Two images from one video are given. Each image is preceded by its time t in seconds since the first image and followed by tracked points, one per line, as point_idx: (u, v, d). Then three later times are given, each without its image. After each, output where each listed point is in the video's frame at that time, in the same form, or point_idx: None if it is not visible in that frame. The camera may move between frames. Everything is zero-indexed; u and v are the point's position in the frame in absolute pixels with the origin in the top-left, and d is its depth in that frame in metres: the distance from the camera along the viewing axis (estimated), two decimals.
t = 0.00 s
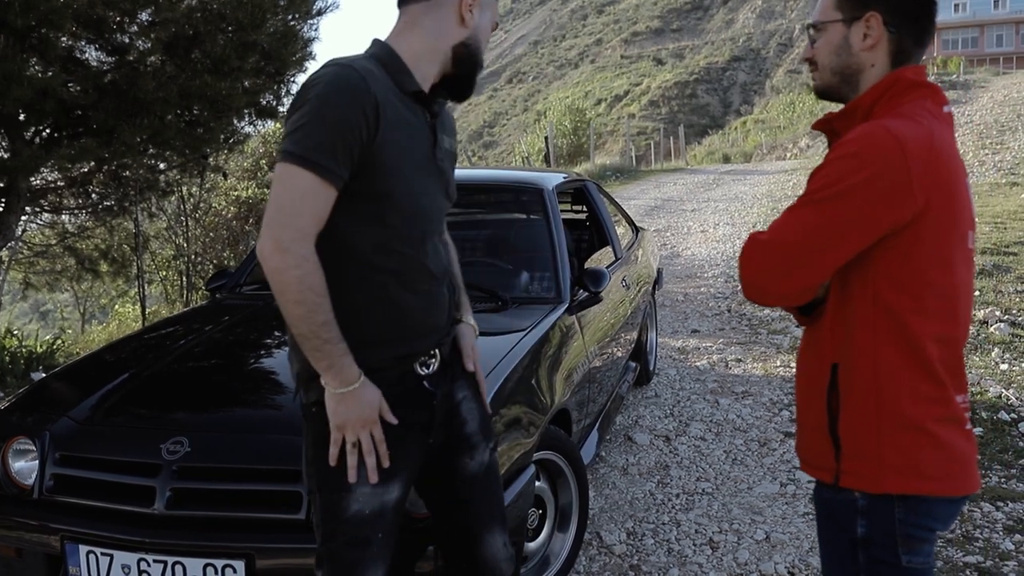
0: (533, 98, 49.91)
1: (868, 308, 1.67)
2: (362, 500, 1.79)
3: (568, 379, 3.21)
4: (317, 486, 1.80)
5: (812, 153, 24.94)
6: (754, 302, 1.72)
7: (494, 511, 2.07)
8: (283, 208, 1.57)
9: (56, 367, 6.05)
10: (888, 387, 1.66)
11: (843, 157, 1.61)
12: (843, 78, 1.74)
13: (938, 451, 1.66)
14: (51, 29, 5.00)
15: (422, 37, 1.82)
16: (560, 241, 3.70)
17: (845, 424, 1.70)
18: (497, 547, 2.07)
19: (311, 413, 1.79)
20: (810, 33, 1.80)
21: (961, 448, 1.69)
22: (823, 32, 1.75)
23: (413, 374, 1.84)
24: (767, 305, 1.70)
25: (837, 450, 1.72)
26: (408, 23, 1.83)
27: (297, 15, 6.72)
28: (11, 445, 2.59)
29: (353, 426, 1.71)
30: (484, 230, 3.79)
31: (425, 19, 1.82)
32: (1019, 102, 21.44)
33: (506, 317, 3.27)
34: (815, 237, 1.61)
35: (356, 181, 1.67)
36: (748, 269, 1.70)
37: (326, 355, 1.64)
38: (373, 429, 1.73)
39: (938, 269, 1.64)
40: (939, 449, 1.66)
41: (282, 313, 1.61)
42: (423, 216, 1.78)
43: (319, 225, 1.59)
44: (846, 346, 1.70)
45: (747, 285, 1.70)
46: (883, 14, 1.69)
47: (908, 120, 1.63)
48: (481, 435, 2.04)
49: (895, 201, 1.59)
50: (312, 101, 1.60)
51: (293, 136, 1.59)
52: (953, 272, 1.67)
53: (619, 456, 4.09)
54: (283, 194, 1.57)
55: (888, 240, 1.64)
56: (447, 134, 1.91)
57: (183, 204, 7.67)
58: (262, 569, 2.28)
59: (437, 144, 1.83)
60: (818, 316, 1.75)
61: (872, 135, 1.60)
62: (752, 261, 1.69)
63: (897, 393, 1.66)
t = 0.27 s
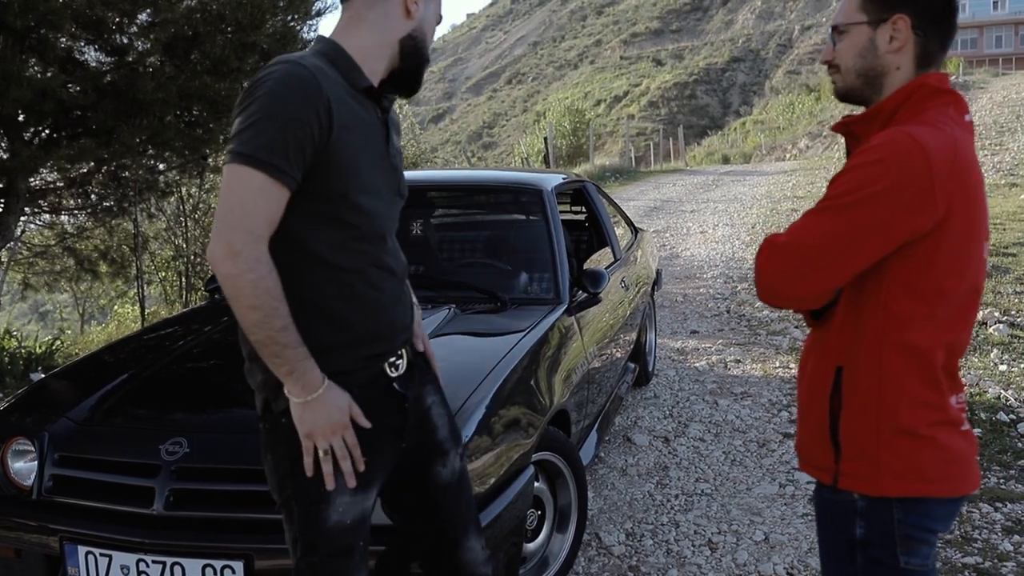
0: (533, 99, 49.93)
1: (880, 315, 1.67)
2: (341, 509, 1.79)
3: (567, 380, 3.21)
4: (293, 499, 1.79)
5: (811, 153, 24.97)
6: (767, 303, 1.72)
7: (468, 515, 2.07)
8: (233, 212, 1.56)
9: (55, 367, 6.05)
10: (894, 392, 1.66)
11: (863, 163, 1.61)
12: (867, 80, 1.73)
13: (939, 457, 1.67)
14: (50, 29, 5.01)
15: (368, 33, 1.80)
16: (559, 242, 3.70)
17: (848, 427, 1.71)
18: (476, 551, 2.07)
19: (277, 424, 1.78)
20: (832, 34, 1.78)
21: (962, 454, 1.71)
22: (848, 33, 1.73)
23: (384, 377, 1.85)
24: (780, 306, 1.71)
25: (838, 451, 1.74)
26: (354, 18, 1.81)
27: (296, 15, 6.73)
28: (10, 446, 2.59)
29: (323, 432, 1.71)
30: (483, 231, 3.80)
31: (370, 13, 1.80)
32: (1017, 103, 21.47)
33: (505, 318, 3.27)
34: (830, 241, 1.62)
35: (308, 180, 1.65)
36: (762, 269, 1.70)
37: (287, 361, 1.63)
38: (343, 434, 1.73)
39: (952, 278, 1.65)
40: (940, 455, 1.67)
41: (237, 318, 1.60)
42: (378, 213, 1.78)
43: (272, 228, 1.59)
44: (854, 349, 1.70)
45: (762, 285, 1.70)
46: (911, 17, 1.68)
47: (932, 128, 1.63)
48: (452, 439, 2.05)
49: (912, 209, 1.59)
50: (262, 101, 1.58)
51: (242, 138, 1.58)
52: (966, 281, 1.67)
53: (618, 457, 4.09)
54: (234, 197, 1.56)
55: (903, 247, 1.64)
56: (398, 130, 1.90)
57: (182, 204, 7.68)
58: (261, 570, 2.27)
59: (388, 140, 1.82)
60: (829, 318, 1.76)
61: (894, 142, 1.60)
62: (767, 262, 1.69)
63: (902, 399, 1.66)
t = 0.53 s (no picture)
0: (533, 99, 49.93)
1: (905, 311, 1.69)
2: (324, 513, 1.80)
3: (569, 380, 3.21)
4: (274, 505, 1.79)
5: (810, 154, 24.98)
6: (795, 295, 1.75)
7: (445, 510, 2.07)
8: (206, 219, 1.53)
9: (56, 367, 6.05)
10: (915, 387, 1.69)
11: (894, 162, 1.64)
12: (906, 81, 1.76)
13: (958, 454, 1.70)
14: (51, 29, 5.01)
15: (331, 29, 1.77)
16: (561, 242, 3.70)
17: (869, 420, 1.74)
18: (455, 544, 2.08)
19: (254, 431, 1.76)
20: (870, 35, 1.81)
21: (980, 452, 1.73)
22: (889, 35, 1.75)
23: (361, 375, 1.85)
24: (806, 298, 1.74)
25: (858, 443, 1.76)
26: (316, 14, 1.78)
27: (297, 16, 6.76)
28: (13, 446, 2.59)
29: (301, 444, 1.69)
30: (485, 231, 3.80)
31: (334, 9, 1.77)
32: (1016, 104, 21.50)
33: (507, 318, 3.28)
34: (858, 237, 1.64)
35: (280, 183, 1.64)
36: (791, 262, 1.73)
37: (263, 372, 1.61)
38: (322, 444, 1.72)
39: (979, 278, 1.67)
40: (960, 452, 1.70)
41: (211, 328, 1.57)
42: (349, 212, 1.77)
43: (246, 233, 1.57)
44: (876, 344, 1.73)
45: (791, 277, 1.73)
46: (953, 20, 1.71)
47: (964, 129, 1.65)
48: (426, 436, 2.04)
49: (941, 209, 1.62)
50: (234, 105, 1.56)
51: (213, 142, 1.55)
52: (992, 281, 1.69)
53: (619, 457, 4.09)
54: (208, 205, 1.54)
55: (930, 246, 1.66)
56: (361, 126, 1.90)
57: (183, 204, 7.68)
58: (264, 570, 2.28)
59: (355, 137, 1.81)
60: (855, 312, 1.79)
61: (926, 142, 1.63)
62: (795, 256, 1.73)
63: (925, 395, 1.69)
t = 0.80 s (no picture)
0: (535, 99, 49.93)
1: (932, 300, 1.72)
2: (311, 512, 1.81)
3: (574, 380, 3.22)
4: (261, 504, 1.79)
5: (813, 154, 24.95)
6: (823, 287, 1.78)
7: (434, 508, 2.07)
8: (180, 223, 1.53)
9: (60, 368, 6.06)
10: (943, 373, 1.73)
11: (919, 155, 1.67)
12: (935, 78, 1.79)
13: (984, 436, 1.74)
14: (56, 30, 5.02)
15: (303, 24, 1.76)
16: (566, 242, 3.70)
17: (897, 406, 1.77)
18: (443, 541, 2.07)
19: (239, 429, 1.77)
20: (898, 32, 1.84)
21: (1006, 434, 1.78)
22: (919, 33, 1.79)
23: (349, 377, 1.86)
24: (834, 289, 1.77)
25: (886, 427, 1.80)
26: (290, 8, 1.77)
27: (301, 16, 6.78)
28: (20, 447, 2.60)
29: (282, 440, 1.68)
30: (489, 231, 3.80)
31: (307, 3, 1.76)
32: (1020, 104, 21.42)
33: (512, 318, 3.28)
34: (887, 229, 1.67)
35: (255, 185, 1.63)
36: (820, 255, 1.76)
37: (244, 369, 1.61)
38: (305, 439, 1.71)
39: (1003, 266, 1.71)
40: (986, 434, 1.74)
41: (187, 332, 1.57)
42: (329, 210, 1.77)
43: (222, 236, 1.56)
44: (904, 333, 1.76)
45: (819, 270, 1.76)
46: (983, 19, 1.75)
47: (985, 123, 1.69)
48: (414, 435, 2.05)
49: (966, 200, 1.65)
50: (205, 108, 1.55)
51: (184, 148, 1.54)
52: (1016, 269, 1.73)
53: (624, 457, 4.09)
54: (180, 209, 1.53)
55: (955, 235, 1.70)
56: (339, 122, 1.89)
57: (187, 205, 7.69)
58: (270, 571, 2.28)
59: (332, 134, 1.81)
60: (881, 301, 1.82)
61: (948, 136, 1.66)
62: (824, 249, 1.75)
63: (952, 380, 1.73)
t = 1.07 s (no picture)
0: (535, 97, 49.90)
1: (956, 290, 1.75)
2: (287, 513, 1.78)
3: (575, 379, 3.21)
4: (240, 504, 1.78)
5: (814, 152, 24.92)
6: (848, 284, 1.83)
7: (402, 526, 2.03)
8: (124, 225, 1.54)
9: (61, 366, 6.06)
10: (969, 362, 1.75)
11: (934, 150, 1.70)
12: (938, 76, 1.83)
13: (1013, 424, 1.75)
14: (56, 28, 5.02)
15: (267, 22, 1.77)
16: (567, 240, 3.70)
17: (924, 398, 1.79)
18: (403, 559, 2.02)
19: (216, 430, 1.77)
20: (900, 33, 1.88)
21: None
22: (921, 33, 1.83)
23: (327, 382, 1.86)
24: (859, 286, 1.81)
25: (915, 420, 1.81)
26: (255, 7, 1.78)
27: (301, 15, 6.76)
28: (21, 445, 2.59)
29: (239, 444, 1.68)
30: (490, 229, 3.81)
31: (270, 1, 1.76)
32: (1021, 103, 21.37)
33: (513, 316, 3.28)
34: (907, 223, 1.71)
35: (211, 186, 1.64)
36: (844, 255, 1.81)
37: (193, 371, 1.61)
38: (266, 443, 1.70)
39: None
40: (1014, 422, 1.76)
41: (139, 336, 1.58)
42: (298, 206, 1.76)
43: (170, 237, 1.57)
44: (929, 324, 1.79)
45: (845, 269, 1.81)
46: (982, 18, 1.79)
47: (995, 115, 1.72)
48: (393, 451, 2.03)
49: (985, 190, 1.68)
50: (149, 113, 1.57)
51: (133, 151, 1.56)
52: None
53: (625, 456, 4.09)
54: (125, 213, 1.54)
55: (976, 226, 1.73)
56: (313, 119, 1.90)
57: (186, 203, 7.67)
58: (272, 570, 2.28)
59: (300, 131, 1.80)
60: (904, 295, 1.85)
61: (962, 129, 1.69)
62: (848, 248, 1.80)
63: (979, 369, 1.75)
